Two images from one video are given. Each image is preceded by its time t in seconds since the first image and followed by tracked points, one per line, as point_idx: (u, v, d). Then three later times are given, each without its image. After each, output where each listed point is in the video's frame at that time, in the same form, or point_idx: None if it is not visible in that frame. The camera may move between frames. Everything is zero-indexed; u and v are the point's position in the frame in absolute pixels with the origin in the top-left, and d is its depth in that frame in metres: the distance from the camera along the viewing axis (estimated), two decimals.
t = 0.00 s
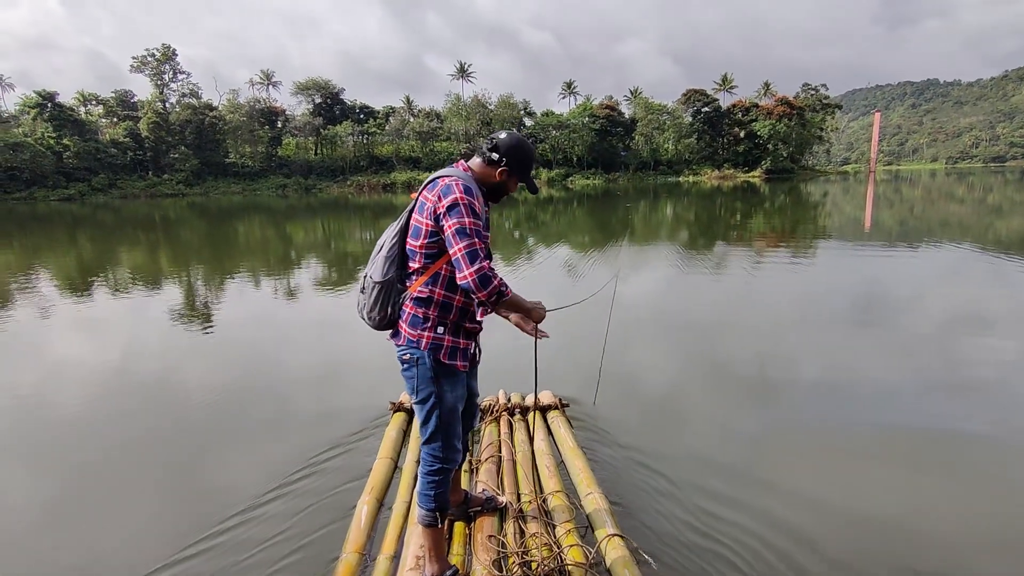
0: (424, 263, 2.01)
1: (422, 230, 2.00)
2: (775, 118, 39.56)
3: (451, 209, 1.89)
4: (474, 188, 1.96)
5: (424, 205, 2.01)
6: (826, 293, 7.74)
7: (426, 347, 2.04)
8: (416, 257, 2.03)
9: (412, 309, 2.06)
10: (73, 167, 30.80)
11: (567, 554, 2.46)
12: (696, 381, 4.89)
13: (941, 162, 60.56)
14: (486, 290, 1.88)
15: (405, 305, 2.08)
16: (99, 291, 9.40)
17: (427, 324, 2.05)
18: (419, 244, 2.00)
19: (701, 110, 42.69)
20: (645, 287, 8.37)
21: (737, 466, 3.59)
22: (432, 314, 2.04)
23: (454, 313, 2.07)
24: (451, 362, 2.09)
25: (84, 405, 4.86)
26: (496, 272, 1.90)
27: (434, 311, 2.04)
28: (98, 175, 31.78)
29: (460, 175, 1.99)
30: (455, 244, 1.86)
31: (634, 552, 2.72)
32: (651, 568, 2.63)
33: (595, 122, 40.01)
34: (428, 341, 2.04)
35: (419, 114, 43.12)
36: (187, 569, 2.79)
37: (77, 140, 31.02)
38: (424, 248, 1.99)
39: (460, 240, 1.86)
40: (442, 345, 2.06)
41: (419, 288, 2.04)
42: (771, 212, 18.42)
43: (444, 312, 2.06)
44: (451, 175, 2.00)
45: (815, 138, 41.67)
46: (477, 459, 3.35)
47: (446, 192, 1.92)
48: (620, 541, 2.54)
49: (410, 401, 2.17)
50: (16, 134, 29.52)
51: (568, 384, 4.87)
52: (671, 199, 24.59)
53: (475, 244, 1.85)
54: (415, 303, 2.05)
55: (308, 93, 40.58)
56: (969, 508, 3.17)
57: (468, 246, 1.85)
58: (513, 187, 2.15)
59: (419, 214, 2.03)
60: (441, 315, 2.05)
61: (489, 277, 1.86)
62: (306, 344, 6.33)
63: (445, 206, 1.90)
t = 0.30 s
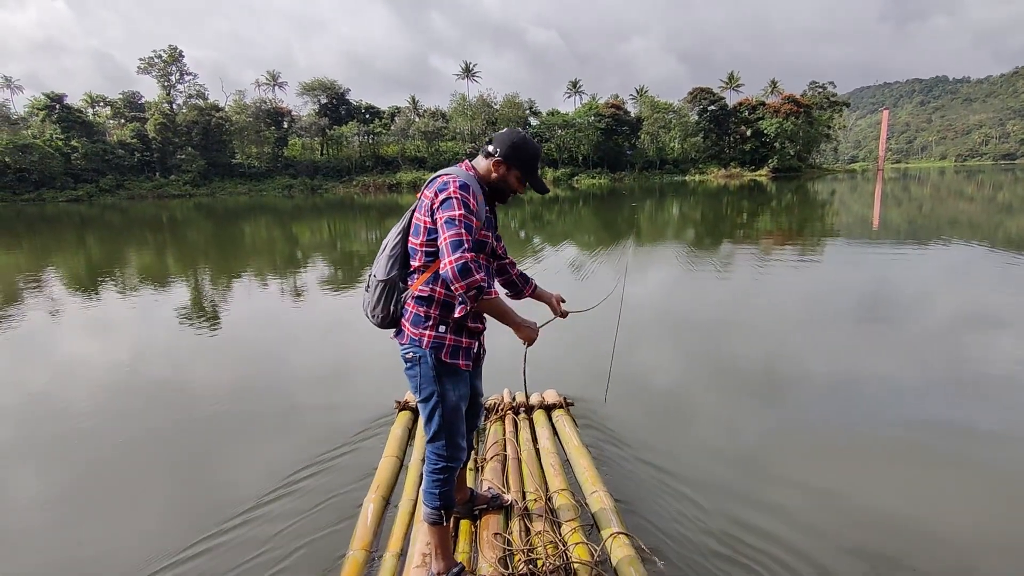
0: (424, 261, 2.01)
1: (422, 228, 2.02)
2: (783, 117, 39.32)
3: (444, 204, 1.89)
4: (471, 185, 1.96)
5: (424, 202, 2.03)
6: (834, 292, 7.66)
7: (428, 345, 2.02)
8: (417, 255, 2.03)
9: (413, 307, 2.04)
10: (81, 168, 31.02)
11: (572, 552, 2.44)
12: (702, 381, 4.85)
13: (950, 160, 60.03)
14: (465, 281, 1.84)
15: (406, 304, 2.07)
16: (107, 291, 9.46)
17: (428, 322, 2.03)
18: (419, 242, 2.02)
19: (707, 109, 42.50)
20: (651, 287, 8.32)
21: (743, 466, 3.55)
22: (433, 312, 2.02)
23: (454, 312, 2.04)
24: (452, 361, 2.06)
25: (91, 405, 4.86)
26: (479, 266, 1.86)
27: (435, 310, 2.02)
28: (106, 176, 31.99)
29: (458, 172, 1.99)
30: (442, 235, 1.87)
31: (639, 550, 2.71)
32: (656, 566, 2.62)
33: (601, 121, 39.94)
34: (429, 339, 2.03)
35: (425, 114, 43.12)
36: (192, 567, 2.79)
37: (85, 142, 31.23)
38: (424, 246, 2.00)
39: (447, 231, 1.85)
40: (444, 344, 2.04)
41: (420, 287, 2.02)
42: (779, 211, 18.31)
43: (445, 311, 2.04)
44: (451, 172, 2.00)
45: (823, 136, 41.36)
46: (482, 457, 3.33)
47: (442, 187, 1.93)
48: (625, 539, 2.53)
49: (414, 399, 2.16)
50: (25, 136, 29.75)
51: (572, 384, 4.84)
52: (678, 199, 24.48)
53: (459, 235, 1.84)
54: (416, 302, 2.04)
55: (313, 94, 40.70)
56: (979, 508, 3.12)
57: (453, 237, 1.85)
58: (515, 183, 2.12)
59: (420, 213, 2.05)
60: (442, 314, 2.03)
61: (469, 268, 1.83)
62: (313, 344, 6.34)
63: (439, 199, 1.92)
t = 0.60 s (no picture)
0: (421, 258, 2.01)
1: (419, 226, 2.00)
2: (788, 110, 39.03)
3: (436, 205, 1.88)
4: (465, 183, 1.91)
5: (420, 201, 2.02)
6: (841, 287, 7.60)
7: (426, 341, 2.00)
8: (415, 253, 2.03)
9: (413, 304, 2.04)
10: (85, 166, 31.11)
11: (574, 547, 2.43)
12: (705, 377, 4.82)
13: (957, 153, 59.52)
14: (444, 286, 1.83)
15: (407, 301, 2.08)
16: (112, 289, 9.48)
17: (427, 318, 2.01)
18: (417, 240, 2.01)
19: (712, 103, 42.26)
20: (655, 282, 8.28)
21: (750, 462, 3.51)
22: (432, 309, 2.01)
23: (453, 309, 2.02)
24: (452, 356, 2.03)
25: (93, 403, 4.86)
26: (461, 270, 1.84)
27: (434, 306, 2.01)
28: (110, 173, 32.08)
29: (452, 169, 1.95)
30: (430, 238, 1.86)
31: (642, 544, 2.70)
32: (658, 560, 2.61)
33: (605, 116, 39.77)
34: (428, 335, 2.00)
35: (428, 109, 43.04)
36: (193, 564, 2.78)
37: (89, 140, 31.32)
38: (421, 244, 2.00)
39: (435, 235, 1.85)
40: (442, 340, 2.00)
41: (420, 284, 2.02)
42: (784, 205, 18.19)
43: (444, 308, 2.01)
44: (446, 169, 1.97)
45: (829, 130, 41.10)
46: (485, 453, 3.31)
47: (435, 187, 1.91)
48: (629, 533, 2.51)
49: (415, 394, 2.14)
50: (30, 134, 29.84)
51: (575, 380, 4.82)
52: (682, 194, 24.37)
53: (444, 240, 1.83)
54: (415, 299, 2.04)
55: (316, 90, 40.66)
56: (989, 505, 3.07)
57: (438, 242, 1.84)
58: (485, 153, 2.04)
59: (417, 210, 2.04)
60: (441, 310, 2.01)
61: (448, 273, 1.82)
62: (316, 341, 6.34)
63: (431, 200, 1.90)
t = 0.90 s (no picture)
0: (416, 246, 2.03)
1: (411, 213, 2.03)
2: (795, 101, 38.70)
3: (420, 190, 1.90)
4: (451, 167, 1.92)
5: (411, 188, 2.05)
6: (847, 280, 7.56)
7: (424, 329, 2.00)
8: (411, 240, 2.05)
9: (411, 292, 2.06)
10: (90, 158, 31.17)
11: (576, 533, 2.44)
12: (709, 369, 4.81)
13: (965, 144, 58.90)
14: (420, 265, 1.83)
15: (405, 289, 2.10)
16: (118, 280, 9.52)
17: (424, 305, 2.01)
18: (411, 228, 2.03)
19: (718, 93, 41.94)
20: (660, 274, 8.26)
21: (754, 454, 3.51)
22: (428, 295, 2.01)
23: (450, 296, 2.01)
24: (450, 344, 2.02)
25: (99, 393, 4.90)
26: (438, 248, 1.82)
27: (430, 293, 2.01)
28: (115, 165, 32.14)
29: (438, 154, 1.97)
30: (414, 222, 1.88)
31: (643, 531, 2.71)
32: (660, 547, 2.61)
33: (609, 107, 39.54)
34: (425, 322, 2.00)
35: (432, 100, 42.87)
36: (198, 548, 2.82)
37: (94, 131, 31.36)
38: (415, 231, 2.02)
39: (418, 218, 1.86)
40: (440, 328, 2.00)
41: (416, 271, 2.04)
42: (790, 197, 18.08)
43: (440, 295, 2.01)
44: (433, 155, 2.00)
45: (836, 121, 40.67)
46: (487, 441, 3.32)
47: (420, 173, 1.94)
48: (630, 519, 2.52)
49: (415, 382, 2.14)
50: (35, 126, 29.96)
51: (578, 372, 4.82)
52: (687, 185, 24.26)
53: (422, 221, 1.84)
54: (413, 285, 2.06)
55: (320, 81, 40.54)
56: (993, 497, 3.06)
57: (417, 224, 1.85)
58: (468, 129, 2.03)
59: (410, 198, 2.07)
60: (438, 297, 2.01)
61: (424, 252, 1.82)
62: (321, 332, 6.35)
63: (416, 186, 1.93)
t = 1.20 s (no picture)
0: (418, 224, 2.01)
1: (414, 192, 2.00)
2: (805, 86, 38.12)
3: (431, 167, 1.85)
4: (458, 146, 1.90)
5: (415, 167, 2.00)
6: (855, 268, 7.49)
7: (425, 308, 2.00)
8: (413, 219, 2.03)
9: (412, 270, 2.05)
10: (95, 139, 31.11)
11: (579, 512, 2.46)
12: (714, 357, 4.79)
13: (978, 131, 57.98)
14: (467, 245, 1.72)
15: (406, 267, 2.09)
16: (124, 262, 9.54)
17: (425, 284, 2.01)
18: (414, 206, 2.00)
19: (727, 78, 41.36)
20: (664, 261, 8.22)
21: (759, 443, 3.51)
22: (430, 275, 2.00)
23: (452, 274, 2.00)
24: (451, 323, 2.02)
25: (106, 375, 4.94)
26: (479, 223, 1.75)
27: (431, 272, 2.00)
28: (120, 147, 32.08)
29: (442, 132, 1.94)
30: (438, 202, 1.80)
31: (645, 510, 2.77)
32: (662, 526, 2.69)
33: (617, 91, 39.09)
34: (426, 301, 2.00)
35: (437, 83, 42.48)
36: (206, 522, 2.86)
37: (98, 112, 31.28)
38: (418, 209, 1.99)
39: (441, 196, 1.80)
40: (441, 307, 2.00)
41: (417, 249, 2.01)
42: (798, 183, 17.88)
43: (442, 273, 2.00)
44: (436, 133, 1.96)
45: (847, 107, 40.08)
46: (490, 421, 3.33)
47: (427, 151, 1.89)
48: (633, 499, 2.54)
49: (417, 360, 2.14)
50: (39, 106, 29.90)
51: (581, 358, 4.81)
52: (694, 171, 24.04)
53: (456, 200, 1.77)
54: (414, 264, 2.04)
55: (325, 63, 40.19)
56: (998, 488, 3.05)
57: (449, 203, 1.78)
58: (468, 106, 2.00)
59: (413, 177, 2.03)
60: (440, 276, 2.00)
61: (470, 230, 1.72)
62: (327, 316, 6.35)
63: (424, 164, 1.88)
